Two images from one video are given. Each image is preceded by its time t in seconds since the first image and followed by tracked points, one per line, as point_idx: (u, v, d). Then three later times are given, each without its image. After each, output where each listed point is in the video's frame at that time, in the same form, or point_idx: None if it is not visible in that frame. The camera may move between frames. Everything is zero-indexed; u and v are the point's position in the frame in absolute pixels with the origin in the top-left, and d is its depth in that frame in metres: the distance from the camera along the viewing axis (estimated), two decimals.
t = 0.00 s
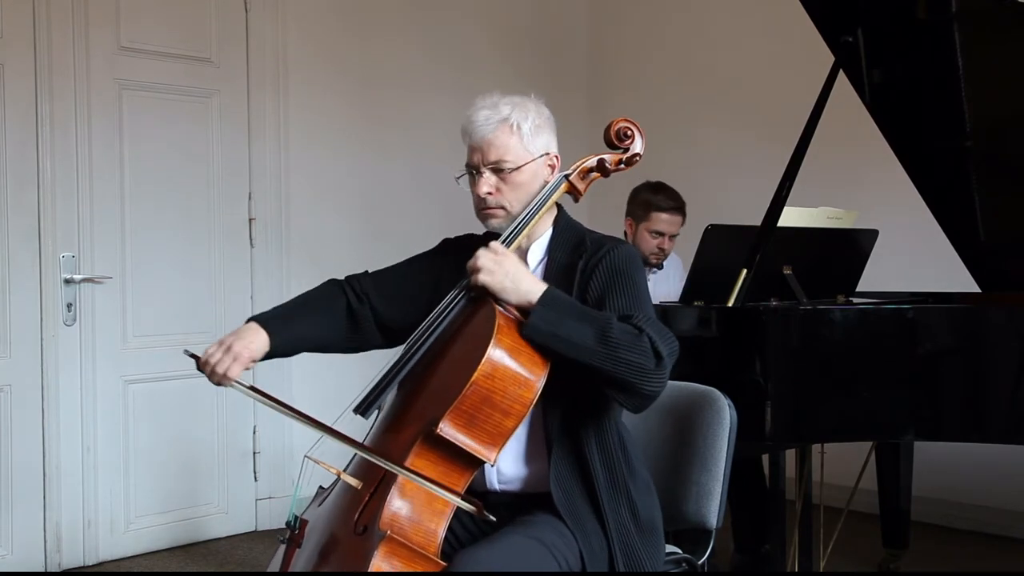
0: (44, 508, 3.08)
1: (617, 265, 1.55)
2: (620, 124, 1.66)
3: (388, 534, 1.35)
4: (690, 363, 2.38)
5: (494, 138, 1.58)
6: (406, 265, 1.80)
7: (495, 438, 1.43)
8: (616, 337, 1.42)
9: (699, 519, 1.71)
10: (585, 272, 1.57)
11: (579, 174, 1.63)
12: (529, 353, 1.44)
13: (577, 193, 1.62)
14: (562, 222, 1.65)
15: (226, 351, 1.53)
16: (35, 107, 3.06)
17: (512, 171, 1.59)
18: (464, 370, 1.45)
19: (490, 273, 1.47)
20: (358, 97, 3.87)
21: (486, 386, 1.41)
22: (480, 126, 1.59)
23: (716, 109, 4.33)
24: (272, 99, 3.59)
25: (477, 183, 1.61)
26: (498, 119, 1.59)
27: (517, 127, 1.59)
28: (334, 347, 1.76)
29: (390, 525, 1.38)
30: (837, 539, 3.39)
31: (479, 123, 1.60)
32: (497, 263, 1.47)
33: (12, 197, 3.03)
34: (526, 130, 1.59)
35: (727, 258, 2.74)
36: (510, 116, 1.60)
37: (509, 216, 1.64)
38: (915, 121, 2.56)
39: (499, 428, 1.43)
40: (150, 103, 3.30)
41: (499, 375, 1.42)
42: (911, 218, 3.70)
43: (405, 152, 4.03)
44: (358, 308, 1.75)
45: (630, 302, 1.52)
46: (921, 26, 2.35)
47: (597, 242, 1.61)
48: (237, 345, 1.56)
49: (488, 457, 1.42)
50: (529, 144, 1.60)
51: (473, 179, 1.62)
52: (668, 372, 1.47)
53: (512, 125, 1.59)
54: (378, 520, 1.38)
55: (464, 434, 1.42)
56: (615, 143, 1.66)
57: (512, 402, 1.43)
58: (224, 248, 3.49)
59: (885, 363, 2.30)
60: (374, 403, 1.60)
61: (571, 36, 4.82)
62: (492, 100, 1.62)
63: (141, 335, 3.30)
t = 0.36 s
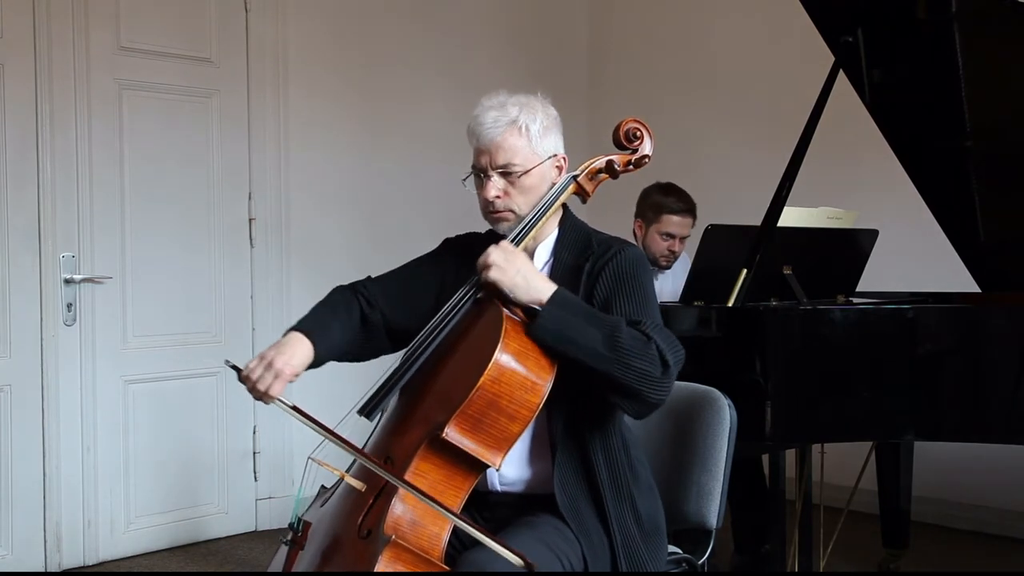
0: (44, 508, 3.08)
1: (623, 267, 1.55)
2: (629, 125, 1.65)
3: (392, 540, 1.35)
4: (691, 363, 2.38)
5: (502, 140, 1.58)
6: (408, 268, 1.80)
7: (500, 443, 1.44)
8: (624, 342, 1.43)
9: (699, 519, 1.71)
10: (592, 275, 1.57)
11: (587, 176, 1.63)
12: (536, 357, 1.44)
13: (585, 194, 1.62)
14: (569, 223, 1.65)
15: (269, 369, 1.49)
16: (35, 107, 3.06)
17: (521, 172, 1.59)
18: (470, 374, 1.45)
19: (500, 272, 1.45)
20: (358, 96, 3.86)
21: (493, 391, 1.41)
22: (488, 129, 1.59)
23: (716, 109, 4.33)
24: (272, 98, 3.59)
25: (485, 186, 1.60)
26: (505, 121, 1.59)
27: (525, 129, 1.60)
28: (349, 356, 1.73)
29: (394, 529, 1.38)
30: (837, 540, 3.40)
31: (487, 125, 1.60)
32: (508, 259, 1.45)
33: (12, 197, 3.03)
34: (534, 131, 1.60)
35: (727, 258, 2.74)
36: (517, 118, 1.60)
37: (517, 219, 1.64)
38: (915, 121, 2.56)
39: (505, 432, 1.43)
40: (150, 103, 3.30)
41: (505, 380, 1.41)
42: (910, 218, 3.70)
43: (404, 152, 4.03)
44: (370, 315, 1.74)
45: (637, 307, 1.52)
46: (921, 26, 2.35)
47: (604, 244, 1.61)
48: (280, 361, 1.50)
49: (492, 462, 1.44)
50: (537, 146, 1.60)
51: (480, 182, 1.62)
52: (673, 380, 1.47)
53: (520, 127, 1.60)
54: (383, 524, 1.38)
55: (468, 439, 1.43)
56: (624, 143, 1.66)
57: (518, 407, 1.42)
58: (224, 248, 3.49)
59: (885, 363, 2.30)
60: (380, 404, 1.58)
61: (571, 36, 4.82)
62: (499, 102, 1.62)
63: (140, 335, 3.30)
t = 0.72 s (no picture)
0: (44, 508, 3.08)
1: (621, 274, 1.55)
2: (630, 132, 1.68)
3: (391, 535, 1.34)
4: (691, 363, 2.38)
5: (483, 155, 1.56)
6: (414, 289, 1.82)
7: (500, 442, 1.43)
8: (616, 361, 1.43)
9: (700, 519, 1.71)
10: (588, 282, 1.57)
11: (588, 182, 1.65)
12: (536, 356, 1.44)
13: (587, 200, 1.64)
14: (561, 230, 1.66)
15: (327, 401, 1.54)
16: (35, 107, 3.06)
17: (503, 187, 1.56)
18: (469, 373, 1.45)
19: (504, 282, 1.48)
20: (358, 96, 3.86)
21: (491, 389, 1.41)
22: (468, 144, 1.57)
23: (716, 109, 4.33)
24: (272, 98, 3.59)
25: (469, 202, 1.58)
26: (486, 135, 1.57)
27: (506, 143, 1.57)
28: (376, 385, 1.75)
29: (394, 527, 1.37)
30: (837, 540, 3.40)
31: (467, 141, 1.57)
32: (511, 268, 1.48)
33: (12, 197, 3.03)
34: (515, 144, 1.57)
35: (727, 258, 2.74)
36: (498, 131, 1.57)
37: (504, 231, 1.61)
38: (915, 121, 2.56)
39: (504, 431, 1.43)
40: (150, 104, 3.30)
41: (504, 379, 1.41)
42: (910, 218, 3.70)
43: (405, 152, 4.03)
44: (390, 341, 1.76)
45: (635, 321, 1.51)
46: (921, 26, 2.35)
47: (599, 249, 1.61)
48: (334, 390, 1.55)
49: (492, 460, 1.43)
50: (519, 159, 1.57)
51: (465, 198, 1.60)
52: (664, 401, 1.46)
53: (500, 141, 1.57)
54: (383, 522, 1.36)
55: (468, 437, 1.42)
56: (626, 150, 1.67)
57: (518, 405, 1.42)
58: (224, 248, 3.49)
59: (885, 363, 2.30)
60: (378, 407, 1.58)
61: (571, 36, 4.82)
62: (479, 115, 1.59)
63: (140, 335, 3.30)
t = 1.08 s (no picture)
0: (43, 508, 3.08)
1: (593, 258, 1.55)
2: (593, 118, 1.68)
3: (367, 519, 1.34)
4: (691, 362, 2.39)
5: (430, 157, 1.61)
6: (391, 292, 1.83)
7: (474, 423, 1.43)
8: (586, 341, 1.43)
9: (700, 519, 1.70)
10: (559, 271, 1.57)
11: (554, 169, 1.65)
12: (507, 337, 1.44)
13: (553, 187, 1.64)
14: (531, 222, 1.65)
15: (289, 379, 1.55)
16: (35, 107, 3.06)
17: (449, 187, 1.60)
18: (440, 358, 1.46)
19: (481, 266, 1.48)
20: (358, 96, 3.86)
21: (462, 371, 1.42)
22: (421, 148, 1.63)
23: (716, 109, 4.33)
24: (273, 99, 3.59)
25: (422, 202, 1.63)
26: (436, 137, 1.62)
27: (453, 145, 1.60)
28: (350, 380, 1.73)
29: (372, 512, 1.39)
30: (837, 540, 3.40)
31: (419, 145, 1.63)
32: (488, 252, 1.48)
33: (12, 196, 3.03)
34: (461, 144, 1.60)
35: (727, 258, 2.74)
36: (446, 134, 1.61)
37: (460, 229, 1.64)
38: (915, 121, 2.56)
39: (477, 413, 1.43)
40: (150, 103, 3.30)
41: (474, 362, 1.42)
42: (910, 217, 3.70)
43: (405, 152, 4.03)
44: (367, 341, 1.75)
45: (608, 304, 1.52)
46: (921, 25, 2.35)
47: (569, 238, 1.61)
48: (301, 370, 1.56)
49: (467, 442, 1.43)
50: (466, 159, 1.60)
51: (422, 199, 1.65)
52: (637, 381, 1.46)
53: (448, 142, 1.61)
54: (361, 507, 1.38)
55: (442, 420, 1.42)
56: (591, 136, 1.68)
57: (489, 387, 1.43)
58: (225, 248, 3.49)
59: (886, 363, 2.30)
60: (358, 397, 1.58)
61: (571, 36, 4.82)
62: (434, 121, 1.64)
63: (141, 336, 3.30)
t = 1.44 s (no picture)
0: (43, 508, 3.08)
1: (580, 252, 1.55)
2: (576, 121, 1.65)
3: (358, 510, 1.36)
4: (691, 363, 2.39)
5: (421, 155, 1.66)
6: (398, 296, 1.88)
7: (463, 415, 1.43)
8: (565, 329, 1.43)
9: (700, 519, 1.70)
10: (547, 264, 1.58)
11: (539, 170, 1.62)
12: (492, 330, 1.44)
13: (539, 189, 1.61)
14: (528, 218, 1.65)
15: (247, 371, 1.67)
16: (35, 106, 3.06)
17: (433, 184, 1.64)
18: (429, 352, 1.46)
19: (466, 262, 1.48)
20: (358, 97, 3.86)
21: (448, 364, 1.42)
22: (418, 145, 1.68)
23: (716, 109, 4.33)
24: (273, 99, 3.59)
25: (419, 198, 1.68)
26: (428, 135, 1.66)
27: (441, 143, 1.64)
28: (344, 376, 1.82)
29: (362, 504, 1.38)
30: (837, 540, 3.40)
31: (416, 145, 1.69)
32: (472, 248, 1.49)
33: (12, 196, 3.03)
34: (445, 143, 1.63)
35: (727, 258, 2.73)
36: (437, 132, 1.65)
37: (449, 225, 1.67)
38: (915, 121, 2.56)
39: (466, 405, 1.42)
40: (150, 103, 3.30)
41: (460, 355, 1.42)
42: (909, 217, 3.70)
43: (405, 153, 4.03)
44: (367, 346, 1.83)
45: (591, 297, 1.51)
46: (921, 25, 2.35)
47: (559, 234, 1.61)
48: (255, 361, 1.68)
49: (455, 435, 1.42)
50: (452, 158, 1.62)
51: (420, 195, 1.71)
52: (618, 372, 1.45)
53: (438, 141, 1.64)
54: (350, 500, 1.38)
55: (431, 412, 1.42)
56: (575, 138, 1.65)
57: (476, 379, 1.42)
58: (225, 248, 3.49)
59: (886, 362, 2.30)
60: (349, 396, 1.60)
61: (571, 36, 4.82)
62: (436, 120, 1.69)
63: (141, 336, 3.30)
